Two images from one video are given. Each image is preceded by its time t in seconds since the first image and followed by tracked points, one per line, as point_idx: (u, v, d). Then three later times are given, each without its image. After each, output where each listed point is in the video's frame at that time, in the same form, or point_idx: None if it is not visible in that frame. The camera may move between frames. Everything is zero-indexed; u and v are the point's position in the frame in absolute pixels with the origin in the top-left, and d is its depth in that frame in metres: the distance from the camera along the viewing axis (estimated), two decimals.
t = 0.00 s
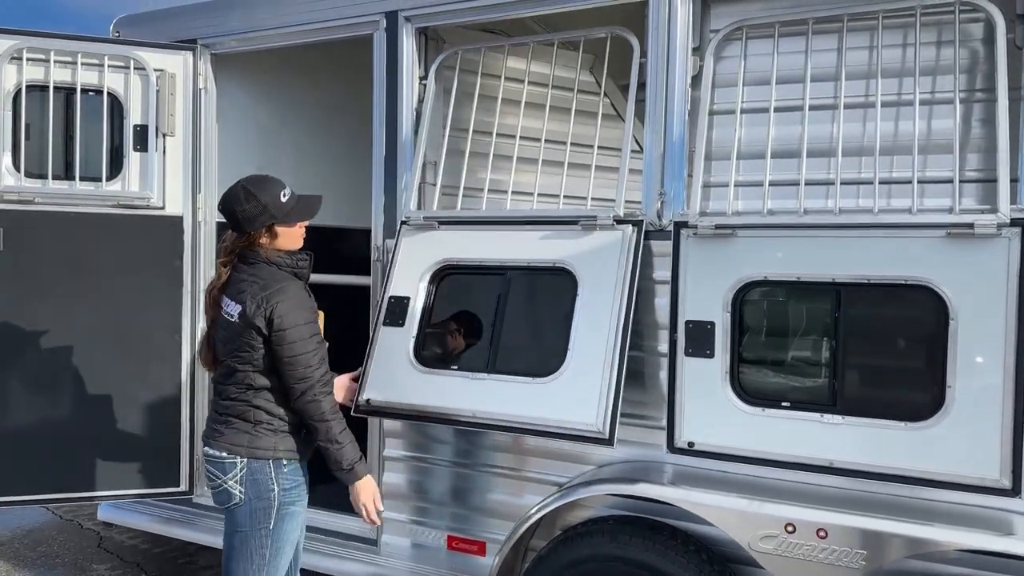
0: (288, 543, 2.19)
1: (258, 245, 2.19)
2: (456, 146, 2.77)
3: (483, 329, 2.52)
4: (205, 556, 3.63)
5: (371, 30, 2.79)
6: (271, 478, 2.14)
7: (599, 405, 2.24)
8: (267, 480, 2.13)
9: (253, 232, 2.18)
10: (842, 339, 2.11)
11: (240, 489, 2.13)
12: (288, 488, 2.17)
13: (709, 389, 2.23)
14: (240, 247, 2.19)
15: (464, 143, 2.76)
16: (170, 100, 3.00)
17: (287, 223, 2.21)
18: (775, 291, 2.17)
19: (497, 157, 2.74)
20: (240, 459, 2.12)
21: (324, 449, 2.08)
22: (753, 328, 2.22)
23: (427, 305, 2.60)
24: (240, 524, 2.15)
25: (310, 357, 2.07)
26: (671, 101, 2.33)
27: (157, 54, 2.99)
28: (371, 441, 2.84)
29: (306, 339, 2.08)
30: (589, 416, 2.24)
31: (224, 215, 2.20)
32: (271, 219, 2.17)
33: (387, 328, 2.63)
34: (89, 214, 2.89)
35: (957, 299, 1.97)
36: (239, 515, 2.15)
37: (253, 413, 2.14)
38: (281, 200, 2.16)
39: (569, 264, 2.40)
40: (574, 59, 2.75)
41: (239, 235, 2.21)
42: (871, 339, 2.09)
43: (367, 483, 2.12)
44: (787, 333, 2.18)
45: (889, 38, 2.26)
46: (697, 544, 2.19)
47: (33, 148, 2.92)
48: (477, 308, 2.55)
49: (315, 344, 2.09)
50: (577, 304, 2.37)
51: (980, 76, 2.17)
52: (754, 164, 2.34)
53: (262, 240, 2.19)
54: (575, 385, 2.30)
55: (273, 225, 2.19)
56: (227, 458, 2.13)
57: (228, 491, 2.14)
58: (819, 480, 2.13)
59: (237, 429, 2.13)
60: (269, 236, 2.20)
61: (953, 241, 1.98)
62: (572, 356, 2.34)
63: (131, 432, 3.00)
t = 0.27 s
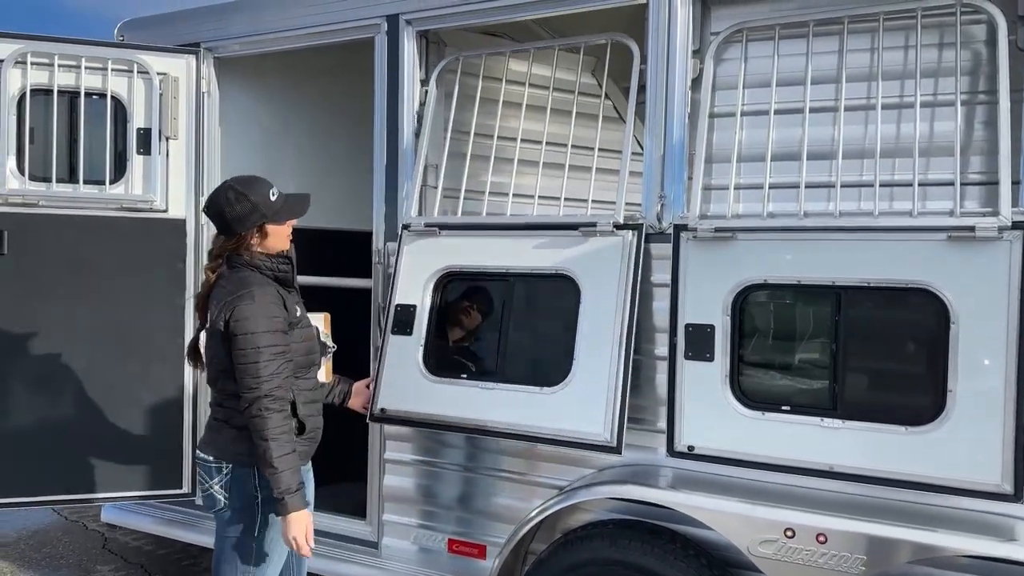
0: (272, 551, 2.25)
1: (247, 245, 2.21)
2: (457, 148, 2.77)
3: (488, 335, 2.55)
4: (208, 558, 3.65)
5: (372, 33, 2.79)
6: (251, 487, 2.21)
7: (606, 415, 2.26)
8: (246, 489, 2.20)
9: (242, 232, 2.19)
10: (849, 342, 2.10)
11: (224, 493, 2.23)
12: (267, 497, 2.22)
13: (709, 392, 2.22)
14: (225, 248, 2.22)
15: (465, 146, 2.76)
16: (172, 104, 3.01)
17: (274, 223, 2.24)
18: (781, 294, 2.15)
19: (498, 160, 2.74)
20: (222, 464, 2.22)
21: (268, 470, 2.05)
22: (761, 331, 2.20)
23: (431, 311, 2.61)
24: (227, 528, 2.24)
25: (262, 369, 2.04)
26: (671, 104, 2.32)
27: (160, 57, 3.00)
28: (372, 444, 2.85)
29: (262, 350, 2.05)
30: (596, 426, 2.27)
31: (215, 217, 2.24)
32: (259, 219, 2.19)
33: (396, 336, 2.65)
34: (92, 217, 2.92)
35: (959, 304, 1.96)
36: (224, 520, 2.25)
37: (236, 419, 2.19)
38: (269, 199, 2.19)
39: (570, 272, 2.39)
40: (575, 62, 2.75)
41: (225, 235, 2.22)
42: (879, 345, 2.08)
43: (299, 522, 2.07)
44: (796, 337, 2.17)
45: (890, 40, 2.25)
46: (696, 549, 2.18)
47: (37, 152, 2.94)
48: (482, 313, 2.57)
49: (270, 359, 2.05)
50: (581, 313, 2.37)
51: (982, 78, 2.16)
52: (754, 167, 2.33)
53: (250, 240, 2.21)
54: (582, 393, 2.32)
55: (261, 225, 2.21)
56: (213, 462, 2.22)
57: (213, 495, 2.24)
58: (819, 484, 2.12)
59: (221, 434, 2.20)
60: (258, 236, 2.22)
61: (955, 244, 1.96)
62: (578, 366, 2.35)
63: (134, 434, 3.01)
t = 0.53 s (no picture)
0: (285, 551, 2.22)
1: (246, 249, 2.22)
2: (457, 151, 2.77)
3: (495, 338, 2.55)
4: (211, 560, 3.66)
5: (373, 37, 2.80)
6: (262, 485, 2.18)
7: (614, 419, 2.29)
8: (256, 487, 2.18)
9: (241, 235, 2.22)
10: (854, 346, 2.08)
11: (235, 490, 2.22)
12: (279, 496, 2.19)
13: (708, 395, 2.22)
14: (231, 252, 2.25)
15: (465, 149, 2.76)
16: (175, 107, 3.03)
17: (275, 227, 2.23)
18: (788, 296, 2.14)
19: (498, 162, 2.74)
20: (233, 463, 2.20)
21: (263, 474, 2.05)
22: (767, 332, 2.18)
23: (436, 317, 2.61)
24: (239, 525, 2.22)
25: (252, 374, 2.03)
26: (670, 106, 2.31)
27: (162, 61, 3.03)
28: (373, 446, 2.86)
29: (253, 355, 2.04)
30: (607, 434, 2.30)
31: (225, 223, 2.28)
32: (257, 223, 2.19)
33: (406, 342, 2.67)
34: (95, 220, 2.95)
35: (959, 308, 1.95)
36: (237, 519, 2.23)
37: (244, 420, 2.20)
38: (268, 205, 2.19)
39: (572, 278, 2.38)
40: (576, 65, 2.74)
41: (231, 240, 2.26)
42: (881, 349, 2.06)
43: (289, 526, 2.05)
44: (804, 340, 2.14)
45: (891, 42, 2.23)
46: (695, 553, 2.18)
47: (40, 155, 2.96)
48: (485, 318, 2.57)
49: (261, 360, 2.04)
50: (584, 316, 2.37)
51: (984, 80, 2.15)
52: (754, 169, 2.32)
53: (249, 244, 2.22)
54: (591, 399, 2.34)
55: (261, 229, 2.21)
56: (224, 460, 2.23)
57: (226, 493, 2.24)
58: (819, 488, 2.11)
59: (231, 435, 2.21)
60: (257, 240, 2.22)
61: (955, 247, 1.95)
62: (585, 371, 2.36)
63: (136, 436, 3.04)
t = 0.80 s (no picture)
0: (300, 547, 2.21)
1: (258, 252, 2.22)
2: (457, 154, 2.78)
3: (498, 340, 2.55)
4: (212, 563, 3.66)
5: (372, 40, 2.81)
6: (274, 482, 2.18)
7: (617, 421, 2.30)
8: (270, 484, 2.17)
9: (254, 238, 2.21)
10: (859, 349, 2.07)
11: (248, 488, 2.20)
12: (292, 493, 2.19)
13: (706, 398, 2.21)
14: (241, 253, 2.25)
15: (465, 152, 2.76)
16: (175, 110, 3.05)
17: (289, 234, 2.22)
18: (793, 299, 2.13)
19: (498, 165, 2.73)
20: (246, 462, 2.19)
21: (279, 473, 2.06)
22: (771, 335, 2.17)
23: (438, 321, 2.60)
24: (253, 523, 2.21)
25: (259, 375, 2.04)
26: (669, 108, 2.31)
27: (163, 65, 3.05)
28: (372, 449, 2.86)
29: (259, 356, 2.05)
30: (608, 434, 2.32)
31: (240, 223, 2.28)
32: (272, 228, 2.19)
33: (409, 347, 2.66)
34: (95, 222, 2.96)
35: (959, 312, 1.93)
36: (251, 516, 2.22)
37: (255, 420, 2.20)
38: (285, 211, 2.18)
39: (571, 282, 2.38)
40: (575, 67, 2.74)
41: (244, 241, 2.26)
42: (883, 352, 2.04)
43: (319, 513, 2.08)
44: (813, 343, 2.12)
45: (890, 44, 2.22)
46: (692, 557, 2.17)
47: (42, 158, 2.98)
48: (486, 321, 2.56)
49: (267, 360, 2.05)
50: (584, 318, 2.36)
51: (984, 82, 2.13)
52: (753, 172, 2.32)
53: (262, 247, 2.21)
54: (592, 403, 2.34)
55: (274, 234, 2.20)
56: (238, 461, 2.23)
57: (239, 491, 2.22)
58: (818, 492, 2.10)
59: (244, 436, 2.22)
60: (268, 245, 2.21)
61: (955, 250, 1.94)
62: (588, 375, 2.35)
63: (137, 438, 3.06)
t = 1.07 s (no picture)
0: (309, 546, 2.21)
1: (267, 253, 2.22)
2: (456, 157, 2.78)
3: (498, 342, 2.54)
4: (212, 566, 3.67)
5: (371, 43, 2.81)
6: (283, 482, 2.18)
7: (615, 425, 2.30)
8: (279, 482, 2.18)
9: (264, 239, 2.21)
10: (863, 353, 2.05)
11: (257, 489, 2.20)
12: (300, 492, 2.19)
13: (704, 402, 2.21)
14: (248, 253, 2.24)
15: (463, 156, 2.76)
16: (176, 114, 3.06)
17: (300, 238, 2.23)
18: (797, 303, 2.11)
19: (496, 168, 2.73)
20: (255, 461, 2.18)
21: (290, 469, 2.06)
22: (775, 338, 2.15)
23: (437, 323, 2.60)
24: (261, 524, 2.21)
25: (272, 371, 2.04)
26: (667, 112, 2.30)
27: (163, 69, 3.07)
28: (370, 452, 2.85)
29: (273, 352, 2.06)
30: (605, 438, 2.31)
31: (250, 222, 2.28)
32: (282, 232, 2.19)
33: (408, 350, 2.66)
34: (95, 226, 2.98)
35: (957, 315, 1.92)
36: (258, 517, 2.22)
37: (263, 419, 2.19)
38: (297, 216, 2.19)
39: (569, 285, 2.37)
40: (574, 71, 2.73)
41: (251, 241, 2.26)
42: (886, 357, 2.03)
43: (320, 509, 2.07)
44: (817, 347, 2.10)
45: (888, 47, 2.21)
46: (689, 561, 2.16)
47: (42, 162, 3.00)
48: (484, 324, 2.56)
49: (281, 356, 2.06)
50: (582, 321, 2.35)
51: (983, 85, 2.11)
52: (751, 175, 2.31)
53: (270, 248, 2.22)
54: (590, 407, 2.34)
55: (284, 237, 2.21)
56: (245, 461, 2.22)
57: (247, 492, 2.22)
58: (816, 497, 2.09)
59: (251, 436, 2.21)
60: (277, 246, 2.22)
61: (953, 254, 1.93)
62: (587, 378, 2.34)
63: (137, 441, 3.07)
